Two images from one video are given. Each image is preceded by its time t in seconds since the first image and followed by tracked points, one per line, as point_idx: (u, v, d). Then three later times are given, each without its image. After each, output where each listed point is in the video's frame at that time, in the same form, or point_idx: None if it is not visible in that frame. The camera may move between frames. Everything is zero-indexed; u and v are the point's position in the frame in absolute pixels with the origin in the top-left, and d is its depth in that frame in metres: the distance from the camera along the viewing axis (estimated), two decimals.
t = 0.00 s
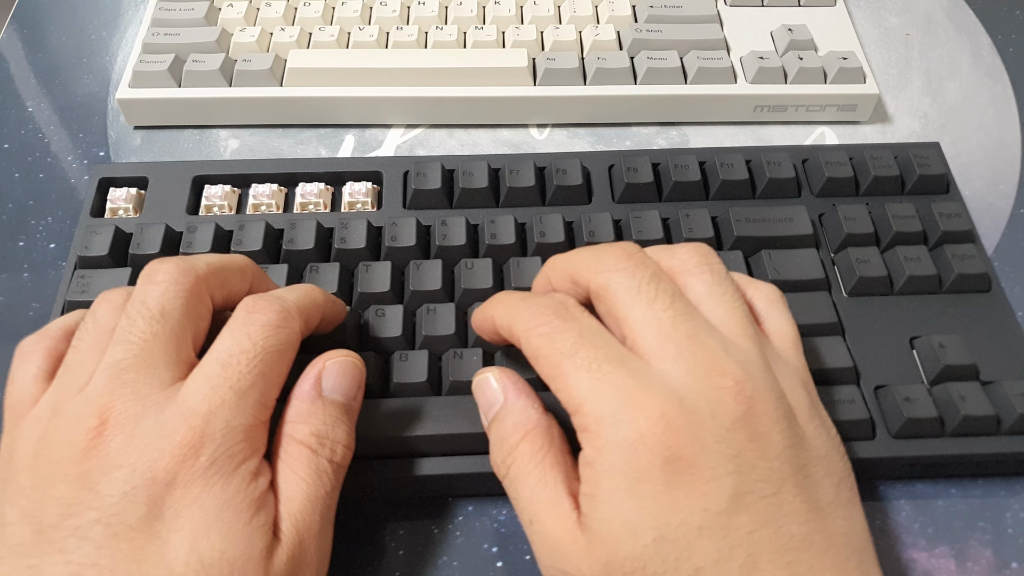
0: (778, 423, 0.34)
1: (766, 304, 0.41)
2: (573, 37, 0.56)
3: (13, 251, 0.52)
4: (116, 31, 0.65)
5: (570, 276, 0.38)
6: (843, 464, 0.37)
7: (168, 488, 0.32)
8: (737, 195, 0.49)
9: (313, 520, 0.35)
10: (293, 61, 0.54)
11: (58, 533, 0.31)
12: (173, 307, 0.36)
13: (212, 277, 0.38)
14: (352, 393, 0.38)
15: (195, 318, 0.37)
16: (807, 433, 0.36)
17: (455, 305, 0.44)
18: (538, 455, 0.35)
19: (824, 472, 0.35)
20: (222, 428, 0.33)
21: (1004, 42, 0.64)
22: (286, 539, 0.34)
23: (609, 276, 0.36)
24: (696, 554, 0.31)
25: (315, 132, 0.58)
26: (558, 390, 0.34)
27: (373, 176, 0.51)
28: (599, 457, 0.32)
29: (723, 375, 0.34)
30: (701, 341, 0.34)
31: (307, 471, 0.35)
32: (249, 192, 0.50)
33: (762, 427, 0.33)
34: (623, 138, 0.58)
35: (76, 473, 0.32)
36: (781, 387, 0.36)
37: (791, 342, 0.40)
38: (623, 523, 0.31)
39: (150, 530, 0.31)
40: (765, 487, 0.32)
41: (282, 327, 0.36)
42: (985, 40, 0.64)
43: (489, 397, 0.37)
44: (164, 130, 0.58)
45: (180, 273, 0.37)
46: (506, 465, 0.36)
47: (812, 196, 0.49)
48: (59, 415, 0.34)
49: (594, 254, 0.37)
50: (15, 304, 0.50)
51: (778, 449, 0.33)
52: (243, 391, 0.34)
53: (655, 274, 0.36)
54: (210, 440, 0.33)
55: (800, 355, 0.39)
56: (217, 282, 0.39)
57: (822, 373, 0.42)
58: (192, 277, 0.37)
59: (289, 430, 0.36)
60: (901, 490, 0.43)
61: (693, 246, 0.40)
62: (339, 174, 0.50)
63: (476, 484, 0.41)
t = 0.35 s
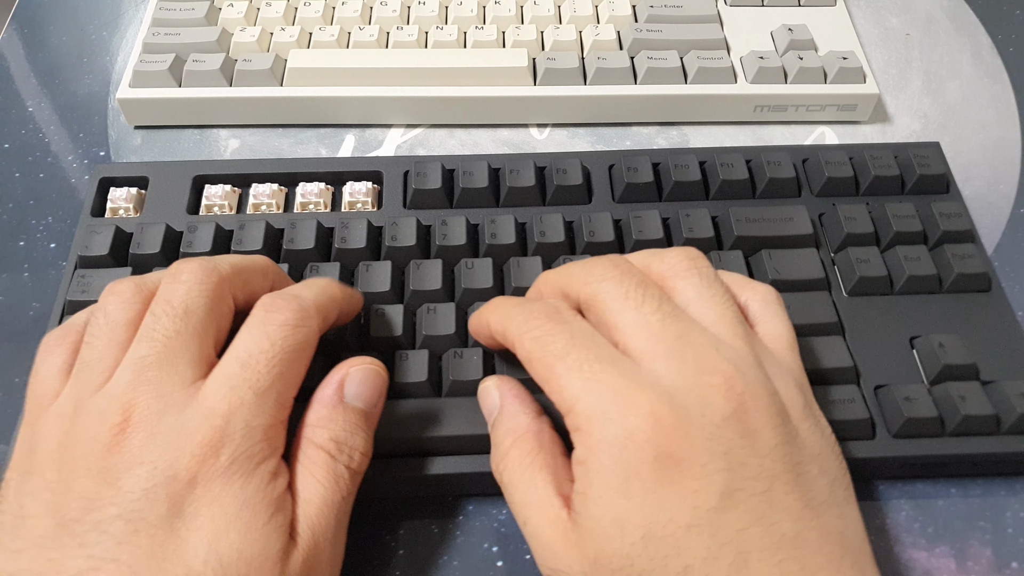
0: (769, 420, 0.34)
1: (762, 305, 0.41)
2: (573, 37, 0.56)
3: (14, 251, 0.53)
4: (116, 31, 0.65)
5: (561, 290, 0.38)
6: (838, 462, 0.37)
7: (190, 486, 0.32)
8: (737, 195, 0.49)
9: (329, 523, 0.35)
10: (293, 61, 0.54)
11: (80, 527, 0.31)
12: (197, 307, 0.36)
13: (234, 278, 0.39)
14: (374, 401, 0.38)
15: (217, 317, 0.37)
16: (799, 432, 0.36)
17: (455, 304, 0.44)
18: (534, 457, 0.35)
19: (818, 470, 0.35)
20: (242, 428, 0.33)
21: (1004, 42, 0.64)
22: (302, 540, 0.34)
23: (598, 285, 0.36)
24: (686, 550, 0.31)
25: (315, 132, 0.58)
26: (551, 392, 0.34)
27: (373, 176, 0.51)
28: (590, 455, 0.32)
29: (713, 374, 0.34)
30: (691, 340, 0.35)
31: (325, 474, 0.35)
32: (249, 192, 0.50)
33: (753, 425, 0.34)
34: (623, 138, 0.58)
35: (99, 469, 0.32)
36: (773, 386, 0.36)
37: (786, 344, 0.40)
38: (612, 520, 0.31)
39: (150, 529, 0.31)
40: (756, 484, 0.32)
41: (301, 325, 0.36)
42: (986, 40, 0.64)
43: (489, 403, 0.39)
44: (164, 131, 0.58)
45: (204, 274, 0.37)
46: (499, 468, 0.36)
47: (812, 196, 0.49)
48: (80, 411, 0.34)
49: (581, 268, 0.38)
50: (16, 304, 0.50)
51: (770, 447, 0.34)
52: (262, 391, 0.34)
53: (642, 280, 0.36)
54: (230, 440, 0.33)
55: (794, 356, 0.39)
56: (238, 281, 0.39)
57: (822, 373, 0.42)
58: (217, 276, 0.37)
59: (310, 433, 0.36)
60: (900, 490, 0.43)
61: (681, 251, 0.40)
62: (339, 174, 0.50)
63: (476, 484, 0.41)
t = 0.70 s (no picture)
0: (780, 419, 0.34)
1: (762, 305, 0.41)
2: (573, 37, 0.56)
3: (14, 251, 0.53)
4: (116, 31, 0.65)
5: (566, 291, 0.38)
6: (844, 460, 0.37)
7: (177, 488, 0.32)
8: (737, 195, 0.49)
9: (323, 524, 0.35)
10: (293, 61, 0.54)
11: (69, 531, 0.31)
12: (177, 303, 0.36)
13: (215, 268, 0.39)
14: (370, 398, 0.38)
15: (200, 311, 0.37)
16: (809, 431, 0.36)
17: (455, 304, 0.44)
18: (548, 450, 0.35)
19: (828, 469, 0.35)
20: (229, 427, 0.33)
21: (1004, 42, 0.64)
22: (295, 542, 0.34)
23: (604, 289, 0.36)
24: (699, 550, 0.31)
25: (315, 132, 0.58)
26: (563, 389, 0.34)
27: (373, 176, 0.51)
28: (603, 454, 0.32)
29: (727, 372, 0.34)
30: (702, 340, 0.35)
31: (318, 475, 0.35)
32: (249, 192, 0.50)
33: (766, 424, 0.33)
34: (623, 138, 0.58)
35: (86, 471, 0.32)
36: (782, 384, 0.36)
37: (790, 343, 0.40)
38: (626, 520, 0.31)
39: (148, 529, 0.31)
40: (770, 484, 0.33)
41: (287, 323, 0.36)
42: (985, 40, 0.64)
43: (500, 390, 0.38)
44: (164, 131, 0.58)
45: (181, 266, 0.37)
46: (512, 457, 0.36)
47: (812, 196, 0.49)
48: (66, 414, 0.34)
49: (587, 271, 0.38)
50: (16, 304, 0.50)
51: (783, 446, 0.34)
52: (249, 389, 0.34)
53: (647, 282, 0.37)
54: (217, 440, 0.33)
55: (797, 355, 0.39)
56: (220, 270, 0.39)
57: (822, 373, 0.42)
58: (195, 269, 0.37)
59: (305, 433, 0.36)
60: (901, 490, 0.43)
61: (686, 251, 0.40)
62: (339, 174, 0.50)
63: (477, 484, 0.41)
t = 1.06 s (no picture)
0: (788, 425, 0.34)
1: (761, 305, 0.41)
2: (573, 37, 0.56)
3: (13, 251, 0.52)
4: (116, 31, 0.65)
5: (572, 282, 0.38)
6: (847, 462, 0.37)
7: (202, 498, 0.32)
8: (737, 196, 0.49)
9: (336, 541, 0.35)
10: (293, 61, 0.54)
11: (90, 531, 0.32)
12: (207, 312, 0.36)
13: (245, 279, 0.39)
14: (394, 428, 0.38)
15: (227, 320, 0.37)
16: (816, 437, 0.36)
17: (455, 304, 0.44)
18: (552, 451, 0.35)
19: (833, 475, 0.35)
20: (260, 446, 0.33)
21: (1004, 42, 0.64)
22: (308, 556, 0.34)
23: (614, 283, 0.36)
24: (705, 559, 0.31)
25: (315, 132, 0.58)
26: (567, 393, 0.34)
27: (373, 176, 0.51)
28: (609, 461, 0.32)
29: (736, 378, 0.33)
30: (710, 342, 0.34)
31: (335, 493, 0.36)
32: (249, 192, 0.50)
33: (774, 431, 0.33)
34: (623, 138, 0.58)
35: (114, 472, 0.32)
36: (791, 392, 0.36)
37: (790, 342, 0.40)
38: (634, 529, 0.31)
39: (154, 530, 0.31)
40: (777, 492, 0.33)
41: (337, 353, 0.36)
42: (985, 40, 0.64)
43: (503, 384, 0.38)
44: (164, 131, 0.58)
45: (213, 278, 0.37)
46: (514, 456, 0.36)
47: (812, 196, 0.49)
48: (94, 414, 0.34)
49: (597, 262, 0.37)
50: (16, 304, 0.50)
51: (791, 454, 0.33)
52: (287, 412, 0.34)
53: (658, 279, 0.36)
54: (247, 455, 0.33)
55: (795, 355, 0.39)
56: (251, 283, 0.39)
57: (822, 373, 0.42)
58: (225, 279, 0.37)
59: (324, 450, 0.36)
60: (901, 490, 0.43)
61: (694, 247, 0.40)
62: (339, 174, 0.50)
63: (477, 484, 0.41)
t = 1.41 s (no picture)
0: (780, 419, 0.34)
1: (791, 309, 0.40)
2: (573, 37, 0.56)
3: (14, 251, 0.52)
4: (116, 31, 0.65)
5: (581, 269, 0.38)
6: (852, 464, 0.37)
7: (200, 471, 0.32)
8: (737, 196, 0.49)
9: (336, 528, 0.35)
10: (293, 61, 0.54)
11: (89, 519, 0.32)
12: (185, 301, 0.37)
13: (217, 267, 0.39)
14: (393, 416, 0.36)
15: (205, 307, 0.38)
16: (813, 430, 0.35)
17: (455, 304, 0.44)
18: (538, 457, 0.35)
19: (830, 470, 0.35)
20: (250, 415, 0.34)
21: (1004, 42, 0.64)
22: (307, 542, 0.33)
23: (620, 277, 0.36)
24: (692, 543, 0.31)
25: (315, 132, 0.58)
26: (562, 383, 0.34)
27: (373, 176, 0.51)
28: (598, 447, 0.33)
29: (726, 371, 0.34)
30: (707, 337, 0.34)
31: (334, 481, 0.35)
32: (249, 192, 0.50)
33: (762, 422, 0.33)
34: (623, 138, 0.58)
35: (108, 462, 0.33)
36: (795, 387, 0.36)
37: (814, 348, 0.39)
38: (621, 513, 0.31)
39: (154, 526, 0.31)
40: (764, 480, 0.32)
41: (295, 323, 0.37)
42: (985, 40, 0.64)
43: (492, 401, 0.38)
44: (164, 131, 0.58)
45: (182, 266, 0.37)
46: (501, 466, 0.36)
47: (812, 196, 0.49)
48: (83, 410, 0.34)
49: (606, 254, 0.37)
50: (16, 304, 0.50)
51: (779, 445, 0.33)
52: (266, 381, 0.35)
53: (664, 275, 0.36)
54: (238, 425, 0.33)
55: (820, 361, 0.39)
56: (221, 266, 0.39)
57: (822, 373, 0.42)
58: (197, 269, 0.38)
59: (322, 439, 0.35)
60: (901, 490, 0.43)
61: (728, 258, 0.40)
62: (339, 174, 0.50)
63: (478, 484, 0.41)
